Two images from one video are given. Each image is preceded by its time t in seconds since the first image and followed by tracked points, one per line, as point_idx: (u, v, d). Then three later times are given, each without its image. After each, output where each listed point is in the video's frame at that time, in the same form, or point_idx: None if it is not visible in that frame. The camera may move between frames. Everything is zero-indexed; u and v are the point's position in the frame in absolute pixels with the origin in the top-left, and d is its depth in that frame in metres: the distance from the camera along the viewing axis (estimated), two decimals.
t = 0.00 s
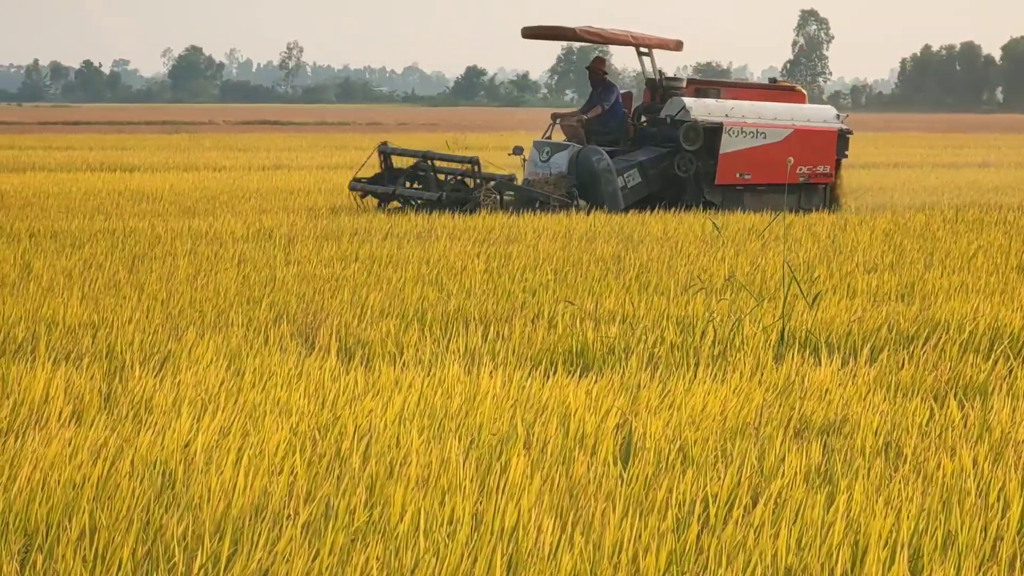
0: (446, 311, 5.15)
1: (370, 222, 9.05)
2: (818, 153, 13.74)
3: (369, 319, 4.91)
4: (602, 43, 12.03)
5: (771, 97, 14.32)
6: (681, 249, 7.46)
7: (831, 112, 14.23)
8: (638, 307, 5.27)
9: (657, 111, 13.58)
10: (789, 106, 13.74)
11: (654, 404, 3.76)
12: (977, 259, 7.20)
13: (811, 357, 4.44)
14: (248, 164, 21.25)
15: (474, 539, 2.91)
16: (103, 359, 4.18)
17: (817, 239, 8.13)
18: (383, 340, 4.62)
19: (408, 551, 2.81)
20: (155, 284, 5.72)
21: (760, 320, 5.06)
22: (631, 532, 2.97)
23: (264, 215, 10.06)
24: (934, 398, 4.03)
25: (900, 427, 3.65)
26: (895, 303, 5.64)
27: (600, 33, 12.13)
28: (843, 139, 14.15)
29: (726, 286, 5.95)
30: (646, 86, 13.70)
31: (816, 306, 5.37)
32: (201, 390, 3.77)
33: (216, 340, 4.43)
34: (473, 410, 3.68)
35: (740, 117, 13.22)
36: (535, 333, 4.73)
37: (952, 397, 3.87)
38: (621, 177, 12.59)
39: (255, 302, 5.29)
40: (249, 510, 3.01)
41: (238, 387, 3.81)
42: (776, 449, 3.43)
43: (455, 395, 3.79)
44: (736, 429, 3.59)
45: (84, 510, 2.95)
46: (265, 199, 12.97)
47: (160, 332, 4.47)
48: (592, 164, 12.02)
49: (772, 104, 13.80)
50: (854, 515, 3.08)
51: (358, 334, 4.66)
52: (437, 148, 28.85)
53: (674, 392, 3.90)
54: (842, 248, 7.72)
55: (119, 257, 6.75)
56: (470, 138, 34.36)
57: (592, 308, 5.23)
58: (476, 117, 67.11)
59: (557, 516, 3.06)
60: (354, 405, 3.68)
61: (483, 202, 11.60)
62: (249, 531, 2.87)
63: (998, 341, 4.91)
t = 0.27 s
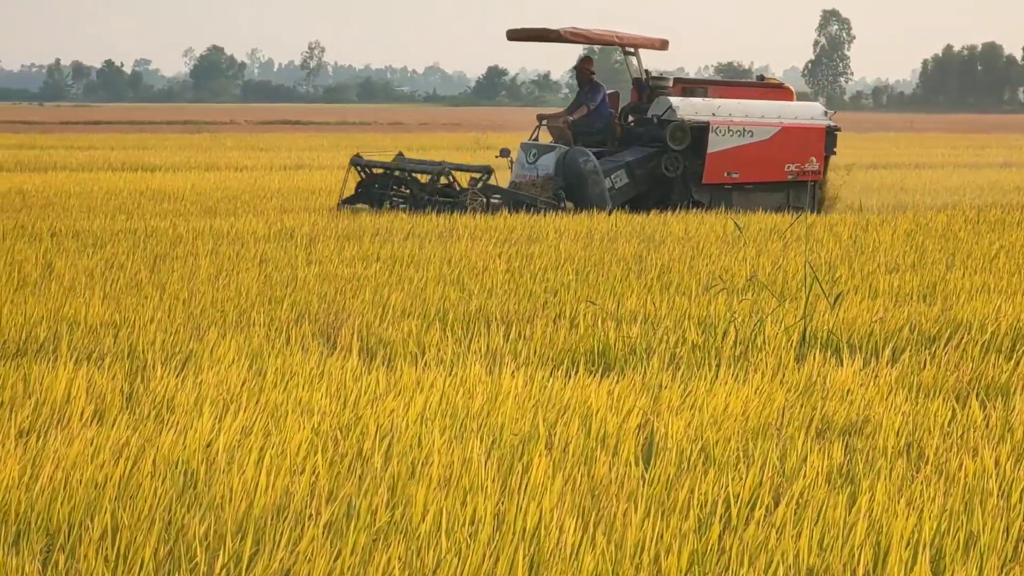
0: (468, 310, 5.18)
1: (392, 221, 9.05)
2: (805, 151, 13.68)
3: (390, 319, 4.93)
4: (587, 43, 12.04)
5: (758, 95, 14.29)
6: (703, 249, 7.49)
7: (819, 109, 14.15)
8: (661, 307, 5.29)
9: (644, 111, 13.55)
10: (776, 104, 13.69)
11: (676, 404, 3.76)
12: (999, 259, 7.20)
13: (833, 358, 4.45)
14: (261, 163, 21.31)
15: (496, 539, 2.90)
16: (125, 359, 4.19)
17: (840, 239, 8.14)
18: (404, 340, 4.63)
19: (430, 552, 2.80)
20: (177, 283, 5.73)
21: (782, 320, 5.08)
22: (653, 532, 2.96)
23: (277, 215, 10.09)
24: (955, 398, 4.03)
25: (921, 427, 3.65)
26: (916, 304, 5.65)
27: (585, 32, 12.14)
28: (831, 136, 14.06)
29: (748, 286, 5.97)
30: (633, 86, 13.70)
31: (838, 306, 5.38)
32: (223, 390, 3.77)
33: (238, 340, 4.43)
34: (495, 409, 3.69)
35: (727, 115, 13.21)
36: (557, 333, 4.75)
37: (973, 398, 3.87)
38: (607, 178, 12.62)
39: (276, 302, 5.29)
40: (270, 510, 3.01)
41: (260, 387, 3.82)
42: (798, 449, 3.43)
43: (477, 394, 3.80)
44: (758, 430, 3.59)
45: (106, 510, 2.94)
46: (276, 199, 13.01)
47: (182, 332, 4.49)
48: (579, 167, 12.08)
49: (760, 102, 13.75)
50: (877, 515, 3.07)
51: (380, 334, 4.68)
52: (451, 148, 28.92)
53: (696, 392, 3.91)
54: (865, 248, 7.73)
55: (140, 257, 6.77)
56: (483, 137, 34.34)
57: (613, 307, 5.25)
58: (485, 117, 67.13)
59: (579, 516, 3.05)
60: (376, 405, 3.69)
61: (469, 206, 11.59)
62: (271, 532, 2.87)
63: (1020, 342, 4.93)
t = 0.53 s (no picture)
0: (494, 310, 5.21)
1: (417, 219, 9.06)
2: (800, 150, 13.69)
3: (416, 318, 4.96)
4: (581, 42, 12.01)
5: (755, 94, 14.30)
6: (729, 248, 7.52)
7: (815, 108, 14.20)
8: (688, 306, 5.32)
9: (639, 110, 13.56)
10: (771, 103, 13.72)
11: (702, 403, 3.77)
12: None
13: (859, 358, 4.46)
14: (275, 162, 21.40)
15: (522, 538, 2.89)
16: (151, 357, 4.22)
17: (865, 238, 8.15)
18: (430, 339, 4.65)
19: (456, 551, 2.79)
20: (203, 282, 5.76)
21: (809, 319, 5.11)
22: (679, 532, 2.96)
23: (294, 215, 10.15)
24: (981, 397, 4.03)
25: (947, 427, 3.65)
26: (943, 303, 5.65)
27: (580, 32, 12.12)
28: (827, 135, 14.04)
29: (774, 286, 6.00)
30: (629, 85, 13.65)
31: (863, 306, 5.40)
32: (249, 389, 3.78)
33: (264, 340, 4.45)
34: (521, 408, 3.70)
35: (722, 114, 13.22)
36: (583, 331, 4.78)
37: (1001, 398, 3.88)
38: (600, 176, 12.58)
39: (302, 302, 5.30)
40: (296, 509, 3.00)
41: (286, 386, 3.84)
42: (824, 448, 3.43)
43: (503, 393, 3.81)
44: (784, 429, 3.60)
45: (133, 509, 2.94)
46: (288, 199, 13.07)
47: (208, 331, 4.51)
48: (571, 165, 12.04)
49: (756, 101, 13.78)
50: (904, 515, 3.06)
51: (405, 333, 4.70)
52: (465, 147, 28.98)
53: (722, 391, 3.93)
54: (891, 248, 7.72)
55: (165, 255, 6.81)
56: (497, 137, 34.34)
57: (640, 307, 5.28)
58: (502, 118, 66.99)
59: (605, 516, 3.04)
60: (402, 404, 3.70)
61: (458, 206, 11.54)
62: (298, 531, 2.86)
63: None
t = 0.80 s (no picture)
0: (525, 309, 5.25)
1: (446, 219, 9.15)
2: (799, 152, 13.71)
3: (446, 318, 5.00)
4: (581, 40, 11.98)
5: (755, 96, 14.30)
6: (759, 248, 7.57)
7: (815, 110, 14.20)
8: (718, 306, 5.36)
9: (639, 109, 13.50)
10: (771, 105, 13.73)
11: (731, 404, 3.78)
12: None
13: (889, 358, 4.48)
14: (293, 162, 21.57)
15: (552, 538, 2.88)
16: (182, 357, 4.25)
17: (895, 238, 8.18)
18: (460, 339, 4.67)
19: (486, 550, 2.78)
20: (233, 281, 5.81)
21: (839, 320, 5.16)
22: (710, 533, 2.95)
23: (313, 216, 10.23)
24: (1012, 398, 4.03)
25: (978, 428, 3.65)
26: (973, 304, 5.67)
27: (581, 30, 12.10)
28: (826, 138, 14.05)
29: (804, 286, 6.04)
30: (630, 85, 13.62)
31: (893, 305, 5.44)
32: (279, 389, 3.80)
33: (294, 339, 4.48)
34: (552, 408, 3.71)
35: (721, 114, 13.22)
36: (613, 331, 4.81)
37: None
38: (598, 175, 12.54)
39: (333, 302, 5.35)
40: (327, 508, 2.99)
41: (316, 386, 3.86)
42: (855, 449, 3.43)
43: (533, 393, 3.83)
44: (814, 430, 3.60)
45: (163, 508, 2.94)
46: (302, 200, 13.18)
47: (239, 331, 4.54)
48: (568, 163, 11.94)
49: (756, 102, 13.78)
50: (935, 515, 3.05)
51: (436, 333, 4.73)
52: (483, 147, 29.14)
53: (752, 393, 3.95)
54: (921, 248, 7.73)
55: (195, 255, 6.89)
56: (508, 138, 34.41)
57: (670, 307, 5.32)
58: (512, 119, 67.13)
59: (636, 516, 3.03)
60: (432, 404, 3.71)
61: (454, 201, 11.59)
62: (328, 531, 2.85)
63: None
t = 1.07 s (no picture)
0: (559, 310, 5.29)
1: (477, 220, 9.22)
2: (799, 153, 13.73)
3: (480, 320, 5.04)
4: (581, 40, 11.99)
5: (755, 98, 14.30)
6: (791, 250, 7.62)
7: (815, 112, 14.20)
8: (752, 308, 5.40)
9: (639, 110, 13.37)
10: (771, 107, 13.73)
11: (766, 406, 3.79)
12: None
13: (923, 360, 4.51)
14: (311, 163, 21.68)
15: (588, 540, 2.87)
16: (216, 358, 4.28)
17: (928, 241, 8.22)
18: (494, 340, 4.70)
19: (521, 552, 2.77)
20: (267, 283, 5.85)
21: (872, 322, 5.20)
22: (745, 535, 2.94)
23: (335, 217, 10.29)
24: None
25: (1014, 431, 3.65)
26: (1008, 306, 5.70)
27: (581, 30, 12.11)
28: (827, 139, 14.08)
29: (837, 288, 6.08)
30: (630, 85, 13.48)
31: (927, 307, 5.47)
32: (314, 390, 3.82)
33: (328, 341, 4.51)
34: (587, 410, 3.73)
35: (722, 116, 13.21)
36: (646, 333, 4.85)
37: None
38: (597, 175, 12.51)
39: (367, 303, 5.38)
40: (362, 509, 2.99)
41: (350, 387, 3.88)
42: (889, 451, 3.44)
43: (568, 395, 3.85)
44: (849, 432, 3.61)
45: (197, 509, 2.93)
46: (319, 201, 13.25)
47: (273, 332, 4.57)
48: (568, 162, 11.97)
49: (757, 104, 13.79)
50: (971, 517, 3.05)
51: (470, 334, 4.76)
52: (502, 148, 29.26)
53: (787, 394, 3.97)
54: (954, 250, 7.74)
55: (229, 256, 6.94)
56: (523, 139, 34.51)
57: (705, 309, 5.36)
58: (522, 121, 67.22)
59: (671, 518, 3.03)
60: (467, 405, 3.72)
61: (452, 200, 11.55)
62: (363, 532, 2.85)
63: None
